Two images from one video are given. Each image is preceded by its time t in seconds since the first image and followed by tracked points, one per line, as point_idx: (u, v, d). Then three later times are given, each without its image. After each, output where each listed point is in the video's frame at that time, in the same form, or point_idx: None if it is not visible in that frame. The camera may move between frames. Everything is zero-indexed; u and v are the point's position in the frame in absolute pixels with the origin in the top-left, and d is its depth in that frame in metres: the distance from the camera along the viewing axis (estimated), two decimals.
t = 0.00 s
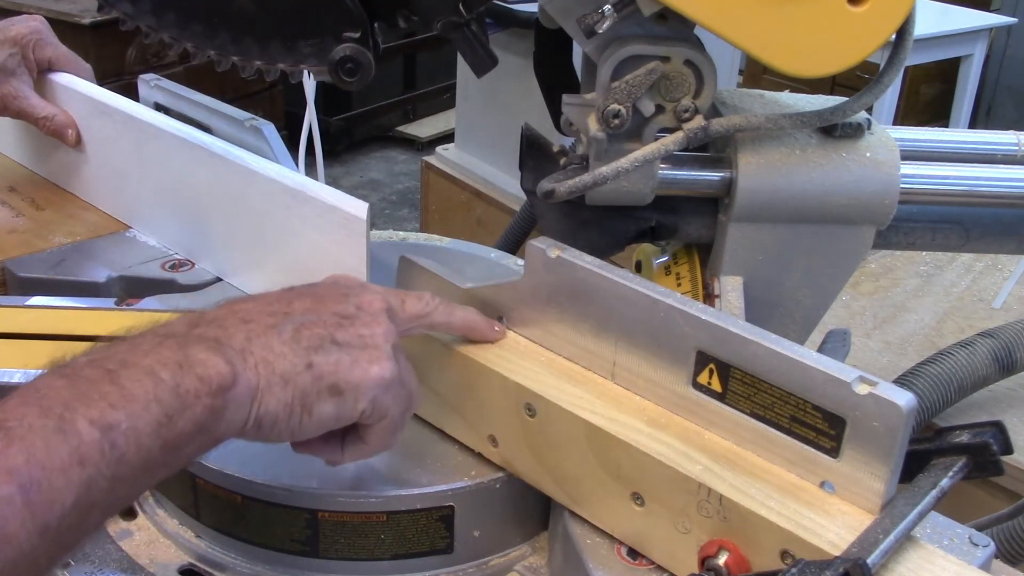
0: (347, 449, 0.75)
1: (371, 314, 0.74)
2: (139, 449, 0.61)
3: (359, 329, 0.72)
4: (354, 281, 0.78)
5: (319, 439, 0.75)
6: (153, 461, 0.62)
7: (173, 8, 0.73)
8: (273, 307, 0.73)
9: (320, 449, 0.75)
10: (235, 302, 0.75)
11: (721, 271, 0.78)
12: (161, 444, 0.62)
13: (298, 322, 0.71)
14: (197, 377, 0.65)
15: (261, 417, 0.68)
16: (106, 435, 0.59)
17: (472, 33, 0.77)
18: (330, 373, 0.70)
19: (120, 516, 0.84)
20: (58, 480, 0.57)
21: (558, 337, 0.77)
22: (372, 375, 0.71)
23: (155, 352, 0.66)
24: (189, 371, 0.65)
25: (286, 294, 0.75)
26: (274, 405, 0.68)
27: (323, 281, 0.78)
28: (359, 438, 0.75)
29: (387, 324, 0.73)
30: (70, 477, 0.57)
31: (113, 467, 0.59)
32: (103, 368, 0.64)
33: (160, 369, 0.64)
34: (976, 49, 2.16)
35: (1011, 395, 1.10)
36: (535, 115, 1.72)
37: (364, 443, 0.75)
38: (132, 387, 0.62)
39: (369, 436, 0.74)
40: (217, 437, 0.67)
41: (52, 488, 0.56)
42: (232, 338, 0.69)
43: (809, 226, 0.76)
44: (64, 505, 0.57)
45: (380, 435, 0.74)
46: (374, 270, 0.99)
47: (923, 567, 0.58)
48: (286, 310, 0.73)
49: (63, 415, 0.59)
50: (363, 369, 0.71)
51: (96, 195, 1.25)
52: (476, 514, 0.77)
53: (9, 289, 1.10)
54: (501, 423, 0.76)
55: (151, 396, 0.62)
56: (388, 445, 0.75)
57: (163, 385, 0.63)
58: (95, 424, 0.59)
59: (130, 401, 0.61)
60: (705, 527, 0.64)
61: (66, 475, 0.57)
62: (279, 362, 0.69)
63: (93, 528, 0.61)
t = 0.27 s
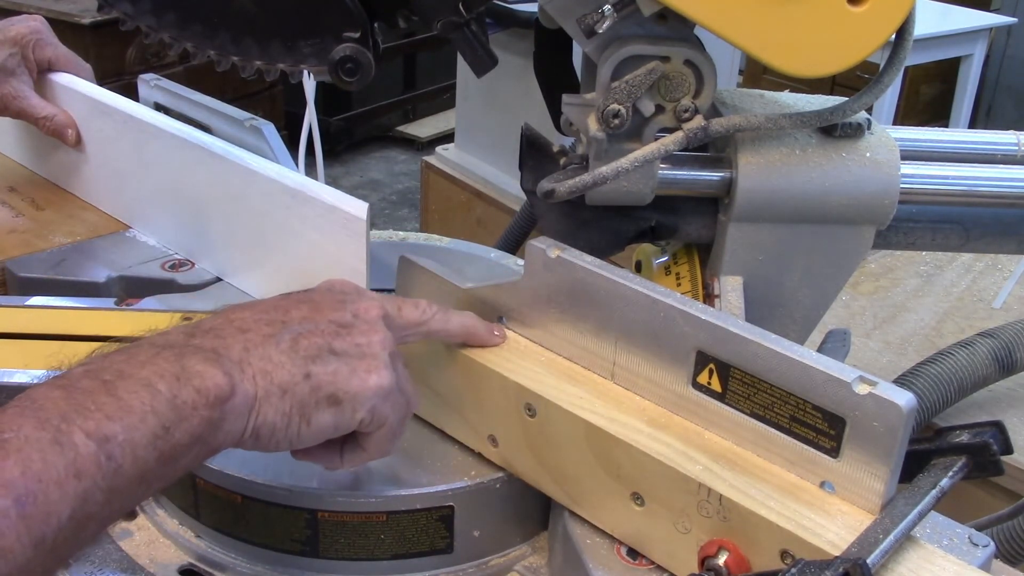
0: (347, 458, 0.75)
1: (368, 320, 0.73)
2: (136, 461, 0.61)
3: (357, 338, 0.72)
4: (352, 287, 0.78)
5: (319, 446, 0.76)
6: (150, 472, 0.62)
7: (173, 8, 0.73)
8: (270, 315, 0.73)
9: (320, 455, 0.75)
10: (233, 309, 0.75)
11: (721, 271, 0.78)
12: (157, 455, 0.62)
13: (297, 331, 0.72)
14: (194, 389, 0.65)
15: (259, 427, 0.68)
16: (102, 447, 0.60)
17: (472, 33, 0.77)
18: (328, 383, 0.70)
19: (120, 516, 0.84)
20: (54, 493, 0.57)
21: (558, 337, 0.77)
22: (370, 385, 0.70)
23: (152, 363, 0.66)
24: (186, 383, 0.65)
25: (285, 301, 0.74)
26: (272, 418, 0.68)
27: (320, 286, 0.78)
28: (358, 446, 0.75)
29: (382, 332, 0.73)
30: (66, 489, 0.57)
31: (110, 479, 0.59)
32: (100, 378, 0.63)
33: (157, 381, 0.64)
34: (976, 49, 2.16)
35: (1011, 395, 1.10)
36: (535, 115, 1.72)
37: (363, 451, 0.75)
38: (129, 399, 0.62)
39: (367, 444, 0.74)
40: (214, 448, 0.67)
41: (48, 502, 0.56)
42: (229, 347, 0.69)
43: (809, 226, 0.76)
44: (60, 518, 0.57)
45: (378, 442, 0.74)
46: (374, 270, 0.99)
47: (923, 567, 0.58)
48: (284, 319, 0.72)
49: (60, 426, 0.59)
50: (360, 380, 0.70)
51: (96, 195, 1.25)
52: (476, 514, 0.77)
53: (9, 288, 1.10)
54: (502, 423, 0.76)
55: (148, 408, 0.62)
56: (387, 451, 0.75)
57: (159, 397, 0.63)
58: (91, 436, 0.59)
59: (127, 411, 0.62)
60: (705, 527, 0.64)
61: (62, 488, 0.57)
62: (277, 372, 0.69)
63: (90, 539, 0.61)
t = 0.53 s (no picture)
0: (346, 457, 0.75)
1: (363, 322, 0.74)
2: (136, 463, 0.61)
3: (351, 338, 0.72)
4: (345, 287, 0.78)
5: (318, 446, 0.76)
6: (150, 474, 0.62)
7: (173, 8, 0.73)
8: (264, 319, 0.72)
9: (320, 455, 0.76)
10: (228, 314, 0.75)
11: (721, 271, 0.78)
12: (157, 457, 0.62)
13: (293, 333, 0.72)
14: (193, 392, 0.65)
15: (258, 430, 0.68)
16: (103, 449, 0.60)
17: (472, 33, 0.77)
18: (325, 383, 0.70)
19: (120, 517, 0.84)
20: (56, 495, 0.57)
21: (558, 337, 0.77)
22: (366, 385, 0.70)
23: (151, 367, 0.66)
24: (185, 386, 0.65)
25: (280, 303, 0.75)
26: (270, 420, 0.68)
27: (314, 287, 0.78)
28: (357, 445, 0.75)
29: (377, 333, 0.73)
30: (68, 491, 0.58)
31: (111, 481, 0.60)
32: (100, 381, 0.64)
33: (156, 384, 0.64)
34: (976, 49, 2.16)
35: (1011, 395, 1.10)
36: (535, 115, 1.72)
37: (361, 449, 0.75)
38: (129, 402, 0.62)
39: (366, 443, 0.74)
40: (214, 450, 0.67)
41: (49, 503, 0.57)
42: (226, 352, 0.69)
43: (809, 226, 0.76)
44: (62, 519, 0.57)
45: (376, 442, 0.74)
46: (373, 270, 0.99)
47: (923, 567, 0.58)
48: (279, 321, 0.72)
49: (60, 430, 0.59)
50: (356, 380, 0.70)
51: (96, 194, 1.25)
52: (476, 514, 0.77)
53: (9, 288, 1.10)
54: (501, 422, 0.76)
55: (148, 410, 0.63)
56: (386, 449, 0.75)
57: (159, 400, 0.63)
58: (91, 438, 0.60)
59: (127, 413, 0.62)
60: (705, 527, 0.64)
61: (64, 490, 0.57)
62: (273, 375, 0.69)
63: (91, 542, 0.61)
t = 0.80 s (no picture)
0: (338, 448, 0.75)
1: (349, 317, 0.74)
2: (130, 457, 0.60)
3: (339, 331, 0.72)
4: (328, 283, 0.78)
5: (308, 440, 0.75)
6: (144, 468, 0.61)
7: (173, 8, 0.73)
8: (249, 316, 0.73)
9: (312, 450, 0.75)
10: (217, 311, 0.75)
11: (721, 271, 0.78)
12: (151, 452, 0.62)
13: (282, 329, 0.72)
14: (185, 386, 0.64)
15: (251, 424, 0.68)
16: (97, 444, 0.59)
17: (472, 33, 0.77)
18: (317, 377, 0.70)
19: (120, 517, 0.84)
20: (52, 488, 0.57)
21: (558, 337, 0.77)
22: (357, 376, 0.70)
23: (143, 363, 0.65)
24: (176, 381, 0.64)
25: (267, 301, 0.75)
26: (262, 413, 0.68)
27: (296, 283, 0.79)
28: (349, 435, 0.75)
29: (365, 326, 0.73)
30: (63, 485, 0.57)
31: (105, 475, 0.59)
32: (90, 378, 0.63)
33: (148, 379, 0.64)
34: (977, 49, 2.16)
35: (1011, 395, 1.10)
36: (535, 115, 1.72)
37: (353, 439, 0.75)
38: (121, 397, 0.62)
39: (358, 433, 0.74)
40: (206, 444, 0.66)
41: (45, 496, 0.56)
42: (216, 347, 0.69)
43: (809, 226, 0.76)
44: (59, 513, 0.57)
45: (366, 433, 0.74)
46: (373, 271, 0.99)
47: (922, 567, 0.58)
48: (268, 318, 0.73)
49: (54, 425, 0.59)
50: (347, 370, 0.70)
51: (96, 194, 1.25)
52: (476, 514, 0.77)
53: (9, 289, 1.10)
54: (501, 422, 0.76)
55: (141, 405, 0.62)
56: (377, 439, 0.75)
57: (151, 395, 0.63)
58: (86, 433, 0.59)
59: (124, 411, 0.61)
60: (705, 527, 0.64)
61: (60, 484, 0.57)
62: (265, 369, 0.69)
63: (87, 536, 0.61)
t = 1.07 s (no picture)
0: (338, 442, 0.74)
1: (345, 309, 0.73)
2: (126, 448, 0.59)
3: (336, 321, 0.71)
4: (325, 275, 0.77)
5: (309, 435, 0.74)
6: (141, 460, 0.60)
7: (173, 8, 0.73)
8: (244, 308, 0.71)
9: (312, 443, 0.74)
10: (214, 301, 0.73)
11: (721, 271, 0.78)
12: (148, 443, 0.60)
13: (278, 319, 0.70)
14: (181, 376, 0.62)
15: (248, 414, 0.66)
16: (93, 435, 0.57)
17: (472, 33, 0.77)
18: (314, 367, 0.68)
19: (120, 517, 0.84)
20: (48, 480, 0.55)
21: (558, 337, 0.77)
22: (354, 365, 0.69)
23: (138, 353, 0.63)
24: (172, 371, 0.62)
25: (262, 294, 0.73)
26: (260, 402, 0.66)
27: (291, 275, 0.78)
28: (348, 427, 0.73)
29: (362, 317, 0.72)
30: (58, 478, 0.55)
31: (102, 466, 0.57)
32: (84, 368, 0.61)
33: (144, 369, 0.62)
34: (976, 49, 2.16)
35: (1011, 395, 1.10)
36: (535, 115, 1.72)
37: (354, 433, 0.73)
38: (117, 387, 0.60)
39: (357, 425, 0.72)
40: (203, 436, 0.64)
41: (42, 488, 0.55)
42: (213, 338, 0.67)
43: (809, 226, 0.76)
44: (55, 505, 0.55)
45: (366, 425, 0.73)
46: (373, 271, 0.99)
47: (922, 567, 0.58)
48: (263, 308, 0.71)
49: (49, 415, 0.57)
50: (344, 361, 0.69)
51: (96, 194, 1.25)
52: (476, 514, 0.77)
53: (9, 289, 1.10)
54: (501, 422, 0.76)
55: (137, 396, 0.60)
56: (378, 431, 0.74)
57: (147, 386, 0.61)
58: (81, 424, 0.57)
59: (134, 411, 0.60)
60: (705, 527, 0.64)
61: (56, 477, 0.55)
62: (261, 359, 0.67)
63: (82, 530, 0.59)
